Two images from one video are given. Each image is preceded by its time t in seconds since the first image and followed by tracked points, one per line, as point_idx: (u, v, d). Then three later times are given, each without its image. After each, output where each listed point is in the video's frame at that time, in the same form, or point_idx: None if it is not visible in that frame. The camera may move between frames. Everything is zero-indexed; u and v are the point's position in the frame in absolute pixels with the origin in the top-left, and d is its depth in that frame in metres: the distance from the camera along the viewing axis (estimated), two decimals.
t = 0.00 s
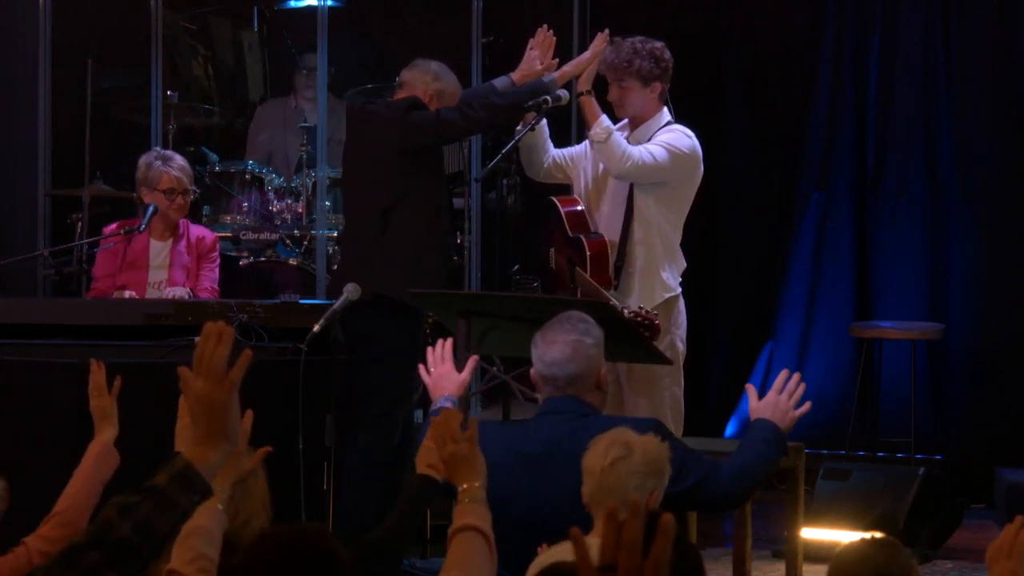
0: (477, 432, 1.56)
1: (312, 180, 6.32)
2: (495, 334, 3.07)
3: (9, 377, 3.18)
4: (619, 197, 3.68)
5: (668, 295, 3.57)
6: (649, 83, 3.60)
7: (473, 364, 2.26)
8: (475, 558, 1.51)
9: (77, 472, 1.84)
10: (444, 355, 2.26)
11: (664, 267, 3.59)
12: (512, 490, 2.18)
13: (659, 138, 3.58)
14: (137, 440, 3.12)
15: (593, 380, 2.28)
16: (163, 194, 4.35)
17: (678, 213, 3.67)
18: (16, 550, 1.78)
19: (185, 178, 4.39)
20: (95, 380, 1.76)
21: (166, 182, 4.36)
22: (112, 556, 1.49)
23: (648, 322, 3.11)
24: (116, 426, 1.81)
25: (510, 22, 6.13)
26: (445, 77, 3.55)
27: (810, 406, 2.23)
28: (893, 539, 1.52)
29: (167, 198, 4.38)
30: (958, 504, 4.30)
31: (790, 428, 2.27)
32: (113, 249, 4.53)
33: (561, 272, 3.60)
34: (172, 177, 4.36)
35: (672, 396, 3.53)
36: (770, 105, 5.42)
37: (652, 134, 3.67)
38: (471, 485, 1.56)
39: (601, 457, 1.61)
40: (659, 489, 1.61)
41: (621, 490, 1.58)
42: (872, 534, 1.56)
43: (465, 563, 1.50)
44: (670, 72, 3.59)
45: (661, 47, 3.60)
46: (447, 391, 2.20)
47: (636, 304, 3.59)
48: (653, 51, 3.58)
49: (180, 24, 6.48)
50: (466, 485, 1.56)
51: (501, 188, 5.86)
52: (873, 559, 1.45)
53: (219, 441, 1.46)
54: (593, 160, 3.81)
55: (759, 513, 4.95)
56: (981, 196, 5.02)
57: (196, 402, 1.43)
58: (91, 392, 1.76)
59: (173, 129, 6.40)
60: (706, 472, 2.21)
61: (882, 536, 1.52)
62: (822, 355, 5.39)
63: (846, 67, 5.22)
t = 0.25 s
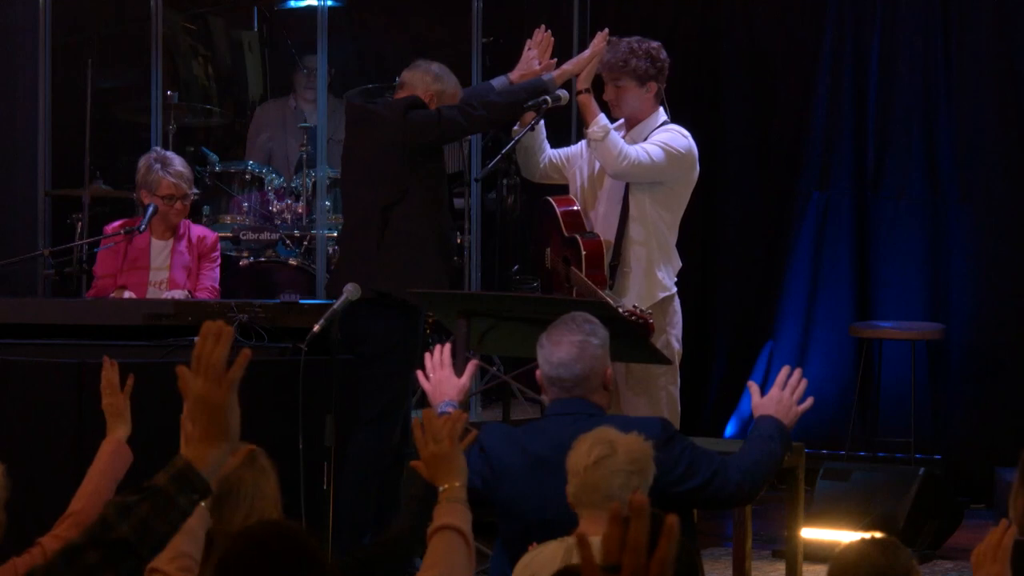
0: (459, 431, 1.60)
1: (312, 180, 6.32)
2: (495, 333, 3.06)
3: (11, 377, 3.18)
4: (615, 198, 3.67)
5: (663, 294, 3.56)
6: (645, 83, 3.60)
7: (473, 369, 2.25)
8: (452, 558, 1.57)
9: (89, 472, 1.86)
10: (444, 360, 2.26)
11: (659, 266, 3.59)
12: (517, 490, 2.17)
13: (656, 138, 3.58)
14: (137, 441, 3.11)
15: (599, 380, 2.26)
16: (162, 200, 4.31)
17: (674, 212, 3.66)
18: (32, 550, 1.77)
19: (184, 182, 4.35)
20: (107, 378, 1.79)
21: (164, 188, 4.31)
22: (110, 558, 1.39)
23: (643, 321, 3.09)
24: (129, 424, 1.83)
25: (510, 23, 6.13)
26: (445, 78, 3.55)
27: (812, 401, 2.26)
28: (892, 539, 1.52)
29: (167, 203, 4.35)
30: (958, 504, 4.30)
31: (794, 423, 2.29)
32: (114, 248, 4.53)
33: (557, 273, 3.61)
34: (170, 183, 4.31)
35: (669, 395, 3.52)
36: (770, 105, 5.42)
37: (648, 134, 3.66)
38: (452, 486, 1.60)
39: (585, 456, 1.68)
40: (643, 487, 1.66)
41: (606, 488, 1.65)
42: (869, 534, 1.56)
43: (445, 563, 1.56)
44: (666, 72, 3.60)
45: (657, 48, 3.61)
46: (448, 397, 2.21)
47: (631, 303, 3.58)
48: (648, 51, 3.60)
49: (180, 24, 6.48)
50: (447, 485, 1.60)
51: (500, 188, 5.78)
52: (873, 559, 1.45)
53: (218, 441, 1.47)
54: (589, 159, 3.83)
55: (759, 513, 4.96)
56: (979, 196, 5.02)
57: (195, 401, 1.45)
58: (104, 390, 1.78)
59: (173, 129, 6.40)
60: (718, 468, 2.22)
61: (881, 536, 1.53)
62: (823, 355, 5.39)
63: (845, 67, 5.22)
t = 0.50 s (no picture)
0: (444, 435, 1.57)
1: (312, 180, 6.33)
2: (495, 333, 3.06)
3: (11, 377, 3.18)
4: (610, 199, 3.71)
5: (657, 294, 3.55)
6: (640, 83, 3.60)
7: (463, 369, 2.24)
8: (429, 562, 1.49)
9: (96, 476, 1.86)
10: (431, 360, 2.26)
11: (653, 266, 3.58)
12: (519, 488, 2.18)
13: (650, 138, 3.58)
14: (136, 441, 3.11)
15: (596, 380, 2.27)
16: (158, 200, 4.32)
17: (668, 212, 3.67)
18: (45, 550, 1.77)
19: (181, 181, 4.34)
20: (114, 379, 1.81)
21: (160, 187, 4.32)
22: (110, 560, 1.38)
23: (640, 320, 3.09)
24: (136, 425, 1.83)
25: (510, 22, 6.13)
26: (443, 76, 3.55)
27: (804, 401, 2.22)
28: (893, 539, 1.52)
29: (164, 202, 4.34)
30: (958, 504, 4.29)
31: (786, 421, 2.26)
32: (113, 248, 4.53)
33: (552, 272, 3.60)
34: (167, 183, 4.31)
35: (664, 395, 3.52)
36: (770, 105, 5.42)
37: (643, 134, 3.66)
38: (436, 490, 1.55)
39: (569, 455, 1.68)
40: (627, 486, 1.67)
41: (590, 488, 1.66)
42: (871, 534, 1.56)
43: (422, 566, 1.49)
44: (660, 72, 3.58)
45: (652, 48, 3.60)
46: (437, 397, 2.21)
47: (625, 302, 3.57)
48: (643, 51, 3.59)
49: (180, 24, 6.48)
50: (430, 490, 1.55)
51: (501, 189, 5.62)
52: (873, 559, 1.45)
53: (219, 445, 1.46)
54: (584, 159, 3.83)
55: (759, 513, 4.96)
56: (980, 196, 5.01)
57: (197, 404, 1.45)
58: (111, 391, 1.80)
59: (173, 129, 6.40)
60: (714, 466, 2.22)
61: (882, 536, 1.53)
62: (823, 355, 5.39)
63: (845, 67, 5.22)
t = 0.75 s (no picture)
0: (434, 439, 1.52)
1: (312, 180, 6.35)
2: (495, 333, 3.06)
3: (11, 377, 3.18)
4: (605, 200, 3.70)
5: (652, 294, 3.56)
6: (636, 83, 3.60)
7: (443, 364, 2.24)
8: (414, 566, 1.44)
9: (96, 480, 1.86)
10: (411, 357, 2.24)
11: (648, 266, 3.59)
12: (521, 489, 2.20)
13: (647, 138, 3.58)
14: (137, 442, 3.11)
15: (583, 379, 2.28)
16: (154, 199, 4.31)
17: (664, 211, 3.66)
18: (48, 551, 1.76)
19: (175, 180, 4.33)
20: (112, 381, 1.83)
21: (156, 187, 4.31)
22: (110, 561, 1.41)
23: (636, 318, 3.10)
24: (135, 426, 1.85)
25: (510, 22, 6.13)
26: (443, 77, 3.55)
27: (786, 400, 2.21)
28: (894, 539, 1.52)
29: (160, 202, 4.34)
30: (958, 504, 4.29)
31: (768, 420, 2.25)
32: (113, 248, 4.54)
33: (547, 272, 3.61)
34: (163, 182, 4.31)
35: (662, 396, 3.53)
36: (769, 105, 5.42)
37: (639, 133, 3.66)
38: (424, 495, 1.51)
39: (559, 456, 1.69)
40: (617, 486, 1.69)
41: (581, 488, 1.67)
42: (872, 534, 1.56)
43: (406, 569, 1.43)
44: (657, 72, 3.59)
45: (648, 47, 3.60)
46: (418, 394, 2.21)
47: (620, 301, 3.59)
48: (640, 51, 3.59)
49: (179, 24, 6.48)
50: (419, 494, 1.51)
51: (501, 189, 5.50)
52: (875, 559, 1.45)
53: (220, 446, 1.44)
54: (580, 159, 3.83)
55: (759, 513, 4.96)
56: (980, 196, 5.01)
57: (197, 404, 1.43)
58: (109, 392, 1.82)
59: (173, 129, 6.40)
60: (701, 468, 2.23)
61: (883, 536, 1.53)
62: (823, 356, 5.39)
63: (845, 67, 5.22)
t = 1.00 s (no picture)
0: (430, 439, 1.55)
1: (312, 180, 6.34)
2: (494, 333, 3.06)
3: (11, 377, 3.18)
4: (604, 200, 3.69)
5: (651, 294, 3.56)
6: (635, 83, 3.60)
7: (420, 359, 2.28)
8: (408, 566, 1.49)
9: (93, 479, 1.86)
10: (388, 351, 2.28)
11: (647, 266, 3.59)
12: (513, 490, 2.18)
13: (646, 138, 3.57)
14: (136, 442, 3.11)
15: (566, 379, 2.29)
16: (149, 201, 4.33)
17: (662, 212, 3.66)
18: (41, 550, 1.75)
19: (167, 180, 4.35)
20: (112, 381, 1.80)
21: (150, 189, 4.33)
22: (110, 562, 1.43)
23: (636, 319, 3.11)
24: (133, 425, 1.85)
25: (510, 23, 6.13)
26: (443, 77, 3.55)
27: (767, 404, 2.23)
28: (893, 539, 1.53)
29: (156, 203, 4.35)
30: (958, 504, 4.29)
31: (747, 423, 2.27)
32: (112, 248, 4.54)
33: (545, 271, 3.60)
34: (156, 183, 4.32)
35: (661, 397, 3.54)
36: (770, 105, 5.41)
37: (638, 133, 3.66)
38: (421, 495, 1.54)
39: (561, 455, 1.68)
40: (618, 487, 1.68)
41: (582, 488, 1.66)
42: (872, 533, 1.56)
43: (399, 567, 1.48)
44: (656, 72, 3.60)
45: (648, 48, 3.60)
46: (396, 389, 2.26)
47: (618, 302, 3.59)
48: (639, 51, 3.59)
49: (179, 24, 6.48)
50: (416, 495, 1.54)
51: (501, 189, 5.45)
52: (876, 559, 1.45)
53: (220, 447, 1.45)
54: (578, 159, 3.84)
55: (759, 513, 4.96)
56: (980, 196, 5.02)
57: (198, 406, 1.44)
58: (108, 394, 1.80)
59: (173, 129, 6.40)
60: (681, 471, 2.23)
61: (884, 536, 1.53)
62: (823, 356, 5.38)
63: (845, 67, 5.22)
